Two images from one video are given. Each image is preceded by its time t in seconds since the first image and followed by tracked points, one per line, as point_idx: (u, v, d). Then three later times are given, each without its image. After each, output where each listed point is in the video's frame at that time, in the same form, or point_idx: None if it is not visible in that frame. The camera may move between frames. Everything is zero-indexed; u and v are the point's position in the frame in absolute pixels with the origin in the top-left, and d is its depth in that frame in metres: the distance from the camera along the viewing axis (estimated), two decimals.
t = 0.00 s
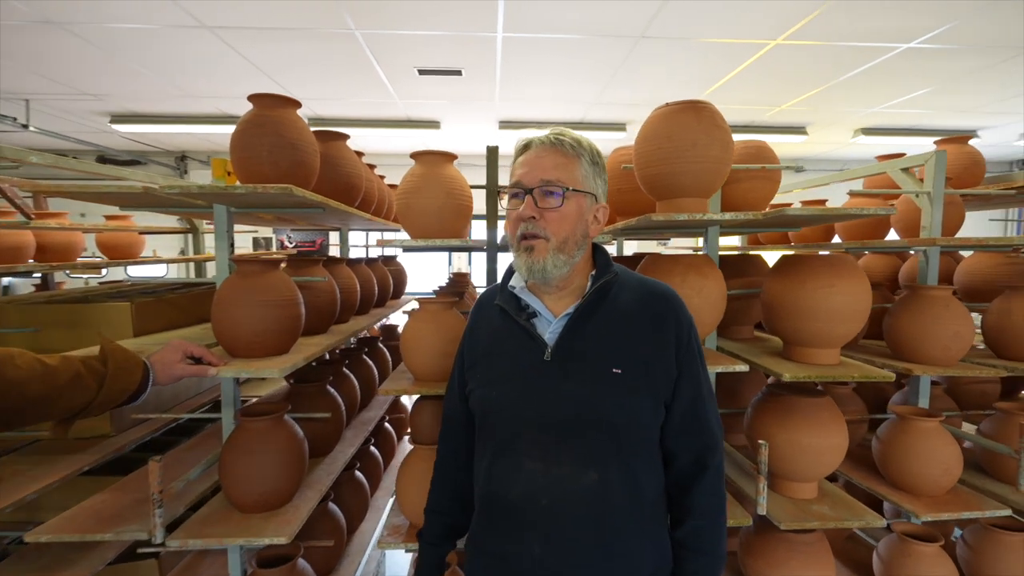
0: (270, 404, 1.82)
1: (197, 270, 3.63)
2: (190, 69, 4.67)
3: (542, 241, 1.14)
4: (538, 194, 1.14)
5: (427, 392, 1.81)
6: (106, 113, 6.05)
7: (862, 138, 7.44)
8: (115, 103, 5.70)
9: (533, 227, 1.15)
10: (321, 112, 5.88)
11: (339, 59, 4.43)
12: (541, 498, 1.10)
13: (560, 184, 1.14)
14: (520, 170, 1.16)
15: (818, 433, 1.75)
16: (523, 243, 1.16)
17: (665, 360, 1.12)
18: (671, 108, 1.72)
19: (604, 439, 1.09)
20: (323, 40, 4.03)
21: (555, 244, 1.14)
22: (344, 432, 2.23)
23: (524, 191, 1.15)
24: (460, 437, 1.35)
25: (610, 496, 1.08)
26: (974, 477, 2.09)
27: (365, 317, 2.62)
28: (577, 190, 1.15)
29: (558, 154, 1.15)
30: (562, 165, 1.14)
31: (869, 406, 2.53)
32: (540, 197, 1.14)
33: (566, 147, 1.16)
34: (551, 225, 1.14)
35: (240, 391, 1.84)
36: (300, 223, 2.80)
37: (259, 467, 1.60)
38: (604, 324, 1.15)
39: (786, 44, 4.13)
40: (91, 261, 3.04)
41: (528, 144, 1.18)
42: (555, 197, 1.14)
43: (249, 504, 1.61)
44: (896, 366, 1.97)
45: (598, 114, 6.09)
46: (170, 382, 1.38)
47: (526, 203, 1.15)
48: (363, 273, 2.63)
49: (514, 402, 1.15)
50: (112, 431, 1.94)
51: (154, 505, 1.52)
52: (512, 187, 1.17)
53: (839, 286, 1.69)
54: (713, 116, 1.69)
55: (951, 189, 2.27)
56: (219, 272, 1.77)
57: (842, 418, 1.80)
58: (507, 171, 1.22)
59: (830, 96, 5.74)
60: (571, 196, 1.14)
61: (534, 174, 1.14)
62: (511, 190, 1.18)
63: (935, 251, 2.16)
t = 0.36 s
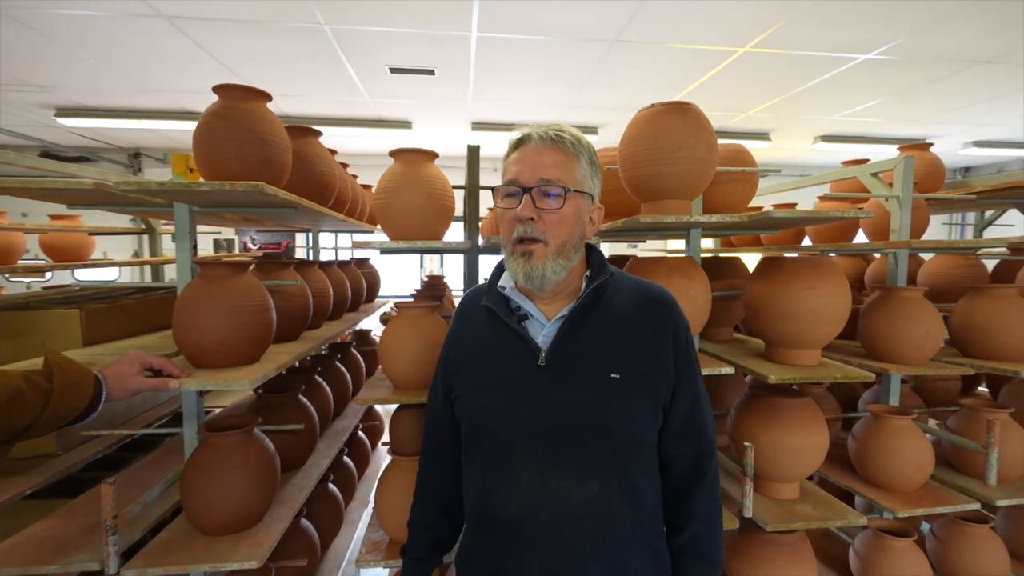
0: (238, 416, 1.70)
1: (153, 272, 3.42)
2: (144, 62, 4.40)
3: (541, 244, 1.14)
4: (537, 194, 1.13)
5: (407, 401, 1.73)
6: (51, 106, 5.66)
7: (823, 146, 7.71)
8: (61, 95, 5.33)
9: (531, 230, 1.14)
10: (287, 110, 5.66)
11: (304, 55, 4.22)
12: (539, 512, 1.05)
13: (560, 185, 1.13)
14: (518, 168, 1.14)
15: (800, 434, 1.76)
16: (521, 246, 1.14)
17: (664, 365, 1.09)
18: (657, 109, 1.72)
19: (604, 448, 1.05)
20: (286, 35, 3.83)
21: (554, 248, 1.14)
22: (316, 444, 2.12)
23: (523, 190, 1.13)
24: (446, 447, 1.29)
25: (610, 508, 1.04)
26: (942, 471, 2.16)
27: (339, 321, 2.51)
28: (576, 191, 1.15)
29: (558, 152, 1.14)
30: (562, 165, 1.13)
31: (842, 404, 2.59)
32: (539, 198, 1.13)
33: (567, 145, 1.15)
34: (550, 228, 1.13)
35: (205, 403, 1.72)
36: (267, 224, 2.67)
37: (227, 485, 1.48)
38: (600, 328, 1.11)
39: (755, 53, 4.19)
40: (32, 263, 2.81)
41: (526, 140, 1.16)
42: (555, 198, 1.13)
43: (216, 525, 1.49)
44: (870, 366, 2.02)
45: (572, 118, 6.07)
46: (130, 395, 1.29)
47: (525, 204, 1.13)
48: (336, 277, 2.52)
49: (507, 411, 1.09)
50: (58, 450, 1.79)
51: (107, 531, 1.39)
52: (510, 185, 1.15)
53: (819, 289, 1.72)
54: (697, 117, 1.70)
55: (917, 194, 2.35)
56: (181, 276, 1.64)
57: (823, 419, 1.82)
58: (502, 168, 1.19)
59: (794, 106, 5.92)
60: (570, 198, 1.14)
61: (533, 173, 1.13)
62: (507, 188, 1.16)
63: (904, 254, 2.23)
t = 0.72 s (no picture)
0: (208, 428, 1.60)
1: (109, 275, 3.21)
2: (95, 54, 4.12)
3: (538, 248, 1.11)
4: (533, 195, 1.10)
5: (389, 408, 1.66)
6: None
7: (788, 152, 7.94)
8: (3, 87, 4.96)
9: (526, 233, 1.11)
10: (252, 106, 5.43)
11: (271, 51, 4.03)
12: (535, 528, 1.00)
13: (557, 185, 1.10)
14: (513, 169, 1.11)
15: (784, 432, 1.78)
16: (514, 250, 1.11)
17: (663, 370, 1.07)
18: (644, 109, 1.71)
19: (604, 457, 1.01)
20: (252, 28, 3.63)
21: (550, 252, 1.11)
22: (290, 454, 2.02)
23: (518, 191, 1.10)
24: (432, 459, 1.23)
25: (610, 519, 1.00)
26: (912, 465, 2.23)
27: (314, 326, 2.42)
28: (574, 191, 1.12)
29: (555, 149, 1.11)
30: (559, 163, 1.10)
31: (817, 402, 2.65)
32: (535, 200, 1.10)
33: (564, 142, 1.11)
34: (546, 231, 1.10)
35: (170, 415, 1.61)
36: (236, 224, 2.54)
37: (196, 503, 1.39)
38: (597, 333, 1.08)
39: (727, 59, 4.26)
40: None
41: (521, 136, 1.12)
42: (552, 200, 1.10)
43: (182, 547, 1.39)
44: (847, 364, 2.06)
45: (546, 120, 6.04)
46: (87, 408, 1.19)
47: (521, 207, 1.10)
48: (310, 279, 2.42)
49: (500, 422, 1.05)
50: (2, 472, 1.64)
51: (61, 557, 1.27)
52: (504, 186, 1.12)
53: (802, 289, 1.74)
54: (684, 118, 1.70)
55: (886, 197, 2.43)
56: (143, 278, 1.53)
57: (805, 417, 1.84)
58: (495, 165, 1.15)
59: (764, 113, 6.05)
60: (568, 200, 1.11)
61: (529, 172, 1.09)
62: (502, 187, 1.12)
63: (875, 255, 2.29)
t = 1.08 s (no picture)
0: (174, 438, 1.52)
1: (63, 276, 3.03)
2: (47, 44, 3.88)
3: (525, 248, 1.08)
4: (521, 194, 1.07)
5: (367, 413, 1.60)
6: None
7: (757, 156, 8.14)
8: None
9: (513, 233, 1.08)
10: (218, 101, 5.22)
11: (238, 45, 3.87)
12: (522, 536, 0.97)
13: (545, 183, 1.07)
14: (500, 165, 1.08)
15: (763, 430, 1.79)
16: (501, 250, 1.09)
17: (653, 372, 1.06)
18: (626, 108, 1.71)
19: (594, 461, 0.99)
20: (217, 21, 3.48)
21: (539, 252, 1.08)
22: (263, 463, 1.93)
23: (505, 189, 1.07)
24: (414, 466, 1.18)
25: (600, 525, 0.98)
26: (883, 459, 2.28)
27: (287, 328, 2.33)
28: (563, 189, 1.09)
29: (543, 145, 1.08)
30: (547, 161, 1.08)
31: (791, 399, 2.70)
32: (522, 198, 1.07)
33: (553, 138, 1.09)
34: (534, 231, 1.08)
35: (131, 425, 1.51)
36: (203, 223, 2.44)
37: (161, 519, 1.30)
38: (586, 334, 1.06)
39: (699, 64, 4.31)
40: None
41: (509, 132, 1.09)
42: (541, 198, 1.07)
43: (144, 566, 1.30)
44: (821, 362, 2.10)
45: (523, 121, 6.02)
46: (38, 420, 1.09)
47: (508, 205, 1.07)
48: (282, 280, 2.34)
49: (487, 426, 1.01)
50: None
51: None
52: (491, 183, 1.09)
53: (780, 288, 1.77)
54: (666, 117, 1.70)
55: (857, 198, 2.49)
56: (101, 279, 1.44)
57: (783, 415, 1.86)
58: (482, 162, 1.12)
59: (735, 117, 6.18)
60: (556, 197, 1.09)
61: (517, 169, 1.07)
62: (489, 185, 1.09)
63: (847, 254, 2.35)
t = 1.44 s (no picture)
0: (144, 445, 1.46)
1: (23, 278, 2.90)
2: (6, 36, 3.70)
3: (515, 249, 1.06)
4: (510, 193, 1.05)
5: (348, 417, 1.56)
6: None
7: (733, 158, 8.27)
8: None
9: (503, 233, 1.07)
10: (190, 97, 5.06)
11: (210, 39, 3.75)
12: (508, 537, 0.95)
13: (535, 183, 1.06)
14: (489, 165, 1.06)
15: (745, 428, 1.81)
16: (490, 251, 1.07)
17: (640, 371, 1.05)
18: (609, 108, 1.71)
19: (581, 461, 0.98)
20: (188, 14, 3.36)
21: (528, 254, 1.07)
22: (238, 470, 1.87)
23: (495, 188, 1.06)
24: (397, 467, 1.15)
25: (587, 525, 0.97)
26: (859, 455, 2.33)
27: (264, 331, 2.27)
28: (553, 189, 1.08)
29: (533, 145, 1.07)
30: (537, 160, 1.06)
31: (770, 398, 2.74)
32: (512, 199, 1.06)
33: (542, 138, 1.08)
34: (524, 231, 1.06)
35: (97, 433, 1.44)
36: (175, 222, 2.36)
37: (131, 530, 1.25)
38: (573, 332, 1.05)
39: (678, 66, 4.33)
40: None
41: (498, 130, 1.08)
42: (531, 198, 1.06)
43: None
44: (800, 360, 2.14)
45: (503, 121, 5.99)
46: None
47: (498, 205, 1.05)
48: (259, 281, 2.28)
49: (472, 425, 0.99)
50: None
51: None
52: (480, 183, 1.07)
53: (761, 287, 1.79)
54: (649, 117, 1.71)
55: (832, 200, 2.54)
56: (65, 281, 1.37)
57: (764, 413, 1.88)
58: (471, 160, 1.10)
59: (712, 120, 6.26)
60: (546, 198, 1.07)
61: (507, 170, 1.05)
62: (478, 184, 1.07)
63: (824, 255, 2.39)
